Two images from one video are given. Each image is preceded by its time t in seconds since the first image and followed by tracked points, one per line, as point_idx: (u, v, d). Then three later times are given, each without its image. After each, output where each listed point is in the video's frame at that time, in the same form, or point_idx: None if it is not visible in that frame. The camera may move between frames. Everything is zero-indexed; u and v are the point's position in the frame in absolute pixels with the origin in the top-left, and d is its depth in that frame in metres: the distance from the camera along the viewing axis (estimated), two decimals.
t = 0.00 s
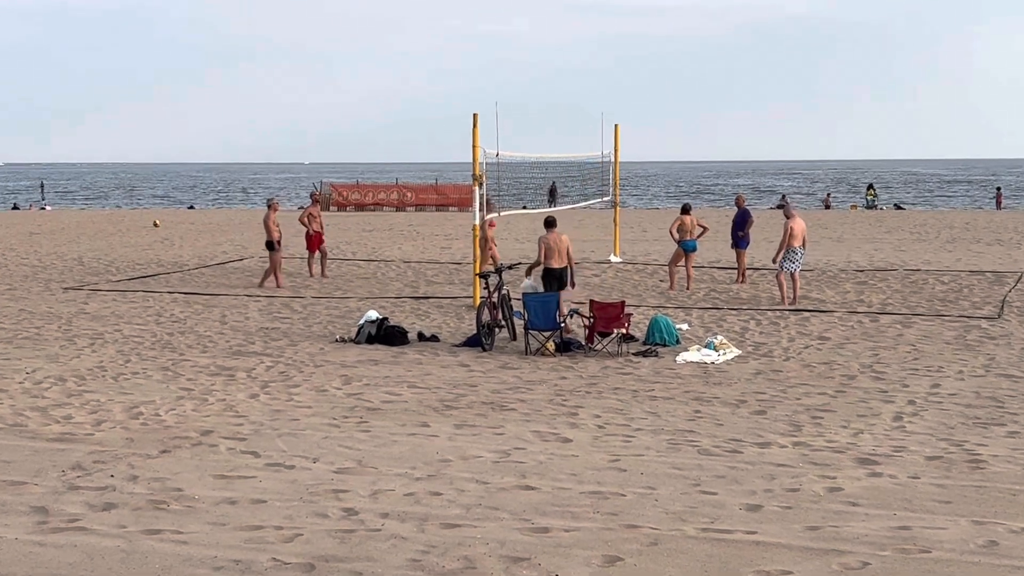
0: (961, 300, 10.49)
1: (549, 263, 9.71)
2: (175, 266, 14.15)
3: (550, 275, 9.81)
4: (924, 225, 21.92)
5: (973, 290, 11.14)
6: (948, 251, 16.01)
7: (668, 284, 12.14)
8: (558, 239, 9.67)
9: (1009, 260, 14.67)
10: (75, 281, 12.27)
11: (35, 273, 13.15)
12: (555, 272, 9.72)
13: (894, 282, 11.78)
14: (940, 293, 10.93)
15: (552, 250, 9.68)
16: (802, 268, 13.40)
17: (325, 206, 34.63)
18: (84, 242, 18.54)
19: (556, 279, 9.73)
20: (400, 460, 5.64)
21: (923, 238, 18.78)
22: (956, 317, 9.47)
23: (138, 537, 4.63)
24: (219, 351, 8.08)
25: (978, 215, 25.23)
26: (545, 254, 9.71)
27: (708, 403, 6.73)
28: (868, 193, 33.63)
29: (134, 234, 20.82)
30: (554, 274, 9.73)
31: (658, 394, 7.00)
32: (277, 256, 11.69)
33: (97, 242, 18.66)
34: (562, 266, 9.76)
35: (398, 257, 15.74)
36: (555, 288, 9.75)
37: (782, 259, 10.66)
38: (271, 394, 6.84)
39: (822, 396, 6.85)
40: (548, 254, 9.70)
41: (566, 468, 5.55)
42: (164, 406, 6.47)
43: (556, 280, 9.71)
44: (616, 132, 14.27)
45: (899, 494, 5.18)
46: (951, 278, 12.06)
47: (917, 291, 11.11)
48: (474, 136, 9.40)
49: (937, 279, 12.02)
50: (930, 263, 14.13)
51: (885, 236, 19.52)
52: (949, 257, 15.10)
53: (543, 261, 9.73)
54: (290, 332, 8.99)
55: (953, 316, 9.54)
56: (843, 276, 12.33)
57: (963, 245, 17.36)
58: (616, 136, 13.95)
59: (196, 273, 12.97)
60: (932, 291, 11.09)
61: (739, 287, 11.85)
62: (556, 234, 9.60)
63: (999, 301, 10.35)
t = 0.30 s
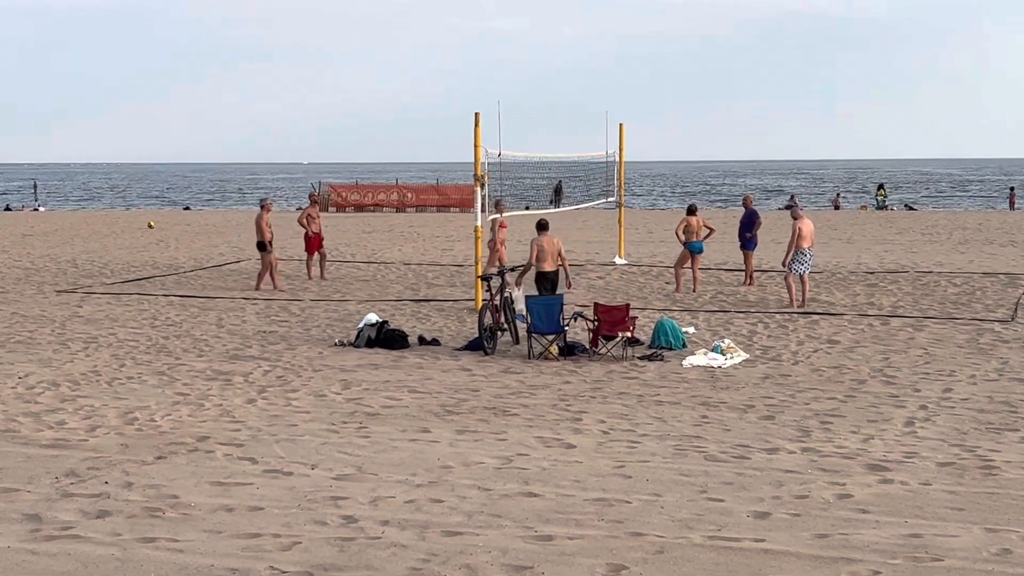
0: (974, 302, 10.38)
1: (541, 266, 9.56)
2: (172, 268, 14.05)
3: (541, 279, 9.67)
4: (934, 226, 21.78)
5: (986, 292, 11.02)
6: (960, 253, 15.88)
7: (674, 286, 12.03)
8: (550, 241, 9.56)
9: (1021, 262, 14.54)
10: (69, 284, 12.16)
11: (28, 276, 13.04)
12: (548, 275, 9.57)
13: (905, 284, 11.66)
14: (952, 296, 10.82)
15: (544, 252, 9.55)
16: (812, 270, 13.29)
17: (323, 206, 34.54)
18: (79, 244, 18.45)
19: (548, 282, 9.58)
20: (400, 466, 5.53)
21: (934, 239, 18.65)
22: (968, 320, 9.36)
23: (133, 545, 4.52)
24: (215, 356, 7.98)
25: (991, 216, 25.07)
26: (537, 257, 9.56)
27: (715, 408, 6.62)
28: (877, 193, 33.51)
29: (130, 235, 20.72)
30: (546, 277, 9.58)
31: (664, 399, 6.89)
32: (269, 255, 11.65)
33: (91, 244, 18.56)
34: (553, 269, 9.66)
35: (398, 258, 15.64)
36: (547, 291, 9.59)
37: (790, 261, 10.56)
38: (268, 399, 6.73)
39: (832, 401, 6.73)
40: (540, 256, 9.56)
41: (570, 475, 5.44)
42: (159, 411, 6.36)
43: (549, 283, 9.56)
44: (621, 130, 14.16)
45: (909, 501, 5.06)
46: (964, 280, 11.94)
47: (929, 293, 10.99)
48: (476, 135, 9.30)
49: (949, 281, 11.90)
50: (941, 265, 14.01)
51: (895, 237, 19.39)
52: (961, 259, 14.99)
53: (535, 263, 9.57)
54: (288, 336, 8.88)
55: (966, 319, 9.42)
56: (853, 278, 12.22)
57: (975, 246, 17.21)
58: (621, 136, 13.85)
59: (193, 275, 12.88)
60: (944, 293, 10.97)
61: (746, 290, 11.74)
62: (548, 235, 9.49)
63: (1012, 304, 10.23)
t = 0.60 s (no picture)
0: (983, 305, 10.31)
1: (532, 265, 9.47)
2: (171, 271, 14.00)
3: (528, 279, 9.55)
4: (942, 228, 21.69)
5: (995, 295, 10.95)
6: (969, 255, 15.81)
7: (678, 289, 11.97)
8: (539, 240, 9.53)
9: None
10: (67, 287, 12.11)
11: (26, 279, 12.99)
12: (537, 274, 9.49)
13: (913, 287, 11.60)
14: (960, 299, 10.75)
15: (535, 250, 9.48)
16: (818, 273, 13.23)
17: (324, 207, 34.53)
18: (77, 246, 18.40)
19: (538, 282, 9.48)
20: (402, 471, 5.47)
21: (942, 241, 18.57)
22: (977, 323, 9.29)
23: (131, 551, 4.45)
24: (215, 359, 7.92)
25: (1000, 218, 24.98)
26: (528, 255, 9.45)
27: (720, 413, 6.55)
28: (884, 193, 33.41)
29: (128, 238, 20.66)
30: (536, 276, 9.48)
31: (668, 403, 6.83)
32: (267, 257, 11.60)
33: (88, 247, 18.49)
34: (538, 270, 9.61)
35: (400, 261, 15.58)
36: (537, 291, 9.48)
37: (796, 263, 10.50)
38: (268, 403, 6.67)
39: (839, 405, 6.67)
40: (532, 255, 9.47)
41: (574, 480, 5.37)
42: (158, 416, 6.30)
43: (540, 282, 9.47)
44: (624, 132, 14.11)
45: (918, 507, 4.99)
46: (973, 282, 11.86)
47: (937, 296, 10.93)
48: (478, 137, 9.25)
49: (957, 283, 11.83)
50: (949, 267, 13.94)
51: (903, 239, 19.30)
52: (970, 261, 14.91)
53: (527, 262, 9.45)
54: (288, 339, 8.83)
55: (974, 322, 9.35)
56: (860, 281, 12.15)
57: (984, 248, 17.14)
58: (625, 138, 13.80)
59: (191, 278, 12.83)
60: (952, 296, 10.91)
61: (751, 292, 11.68)
62: (540, 234, 9.46)
63: (1021, 307, 10.15)
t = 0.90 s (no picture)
0: (990, 309, 10.24)
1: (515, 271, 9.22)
2: (169, 275, 13.94)
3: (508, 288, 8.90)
4: (949, 230, 21.63)
5: (1002, 299, 10.87)
6: (975, 258, 15.74)
7: (682, 293, 11.90)
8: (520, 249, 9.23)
9: None
10: (63, 291, 12.05)
11: (22, 283, 12.92)
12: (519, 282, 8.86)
13: (919, 290, 11.53)
14: (967, 302, 10.68)
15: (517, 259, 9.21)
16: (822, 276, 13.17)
17: (323, 211, 34.48)
18: (74, 250, 18.33)
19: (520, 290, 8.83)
20: (402, 477, 5.40)
21: (949, 244, 18.50)
22: (985, 327, 9.22)
23: (127, 559, 4.39)
24: (213, 364, 7.85)
25: (1006, 220, 24.90)
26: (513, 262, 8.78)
27: (724, 419, 6.48)
28: (890, 195, 33.33)
29: (126, 242, 20.60)
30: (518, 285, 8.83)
31: (672, 408, 6.76)
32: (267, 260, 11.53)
33: (85, 250, 18.43)
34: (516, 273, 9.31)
35: (400, 264, 15.52)
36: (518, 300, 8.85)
37: (801, 266, 10.43)
38: (266, 409, 6.60)
39: (844, 411, 6.60)
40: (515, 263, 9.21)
41: (576, 486, 5.30)
42: (155, 422, 6.24)
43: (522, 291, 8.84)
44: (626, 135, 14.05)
45: (924, 513, 4.92)
46: (980, 286, 11.79)
47: (943, 300, 10.86)
48: (478, 139, 9.18)
49: (964, 287, 11.76)
50: (955, 271, 13.88)
51: (909, 242, 19.23)
52: (977, 265, 14.84)
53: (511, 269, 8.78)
54: (287, 344, 8.76)
55: (982, 326, 9.28)
56: (865, 285, 12.08)
57: (991, 251, 17.07)
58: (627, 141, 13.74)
59: (189, 282, 12.76)
60: (959, 300, 10.84)
61: (756, 296, 11.61)
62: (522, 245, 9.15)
63: None
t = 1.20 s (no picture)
0: (994, 311, 10.19)
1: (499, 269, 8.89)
2: (166, 276, 13.90)
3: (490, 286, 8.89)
4: (953, 231, 21.57)
5: (1007, 300, 10.82)
6: (979, 259, 15.69)
7: (683, 294, 11.85)
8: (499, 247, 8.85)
9: None
10: (59, 293, 12.01)
11: (18, 285, 12.88)
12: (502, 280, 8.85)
13: (922, 292, 11.49)
14: (971, 304, 10.63)
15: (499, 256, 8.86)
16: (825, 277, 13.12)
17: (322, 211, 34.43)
18: (69, 252, 18.29)
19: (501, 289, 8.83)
20: (401, 480, 5.36)
21: (953, 245, 18.44)
22: (989, 329, 9.17)
23: (124, 562, 4.35)
24: (210, 366, 7.82)
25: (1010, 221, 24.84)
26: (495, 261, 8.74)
27: (726, 421, 6.44)
28: (895, 194, 33.27)
29: (122, 242, 20.56)
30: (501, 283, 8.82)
31: (673, 410, 6.72)
32: (268, 261, 11.50)
33: (82, 252, 18.40)
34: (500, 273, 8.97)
35: (398, 265, 15.48)
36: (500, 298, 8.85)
37: (803, 267, 10.38)
38: (265, 411, 6.57)
39: (847, 413, 6.56)
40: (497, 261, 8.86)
41: (577, 489, 5.26)
42: (152, 424, 6.20)
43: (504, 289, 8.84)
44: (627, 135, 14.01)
45: (929, 516, 4.88)
46: (984, 288, 11.74)
47: (947, 301, 10.81)
48: (478, 138, 9.15)
49: (968, 288, 11.71)
50: (959, 272, 13.83)
51: (913, 243, 19.17)
52: (981, 266, 14.79)
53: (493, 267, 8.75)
54: (285, 346, 8.72)
55: (986, 328, 9.23)
56: (868, 286, 12.04)
57: (995, 252, 17.01)
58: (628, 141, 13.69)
59: (185, 283, 12.72)
60: (963, 301, 10.79)
61: (758, 298, 11.56)
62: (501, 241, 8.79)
63: None
